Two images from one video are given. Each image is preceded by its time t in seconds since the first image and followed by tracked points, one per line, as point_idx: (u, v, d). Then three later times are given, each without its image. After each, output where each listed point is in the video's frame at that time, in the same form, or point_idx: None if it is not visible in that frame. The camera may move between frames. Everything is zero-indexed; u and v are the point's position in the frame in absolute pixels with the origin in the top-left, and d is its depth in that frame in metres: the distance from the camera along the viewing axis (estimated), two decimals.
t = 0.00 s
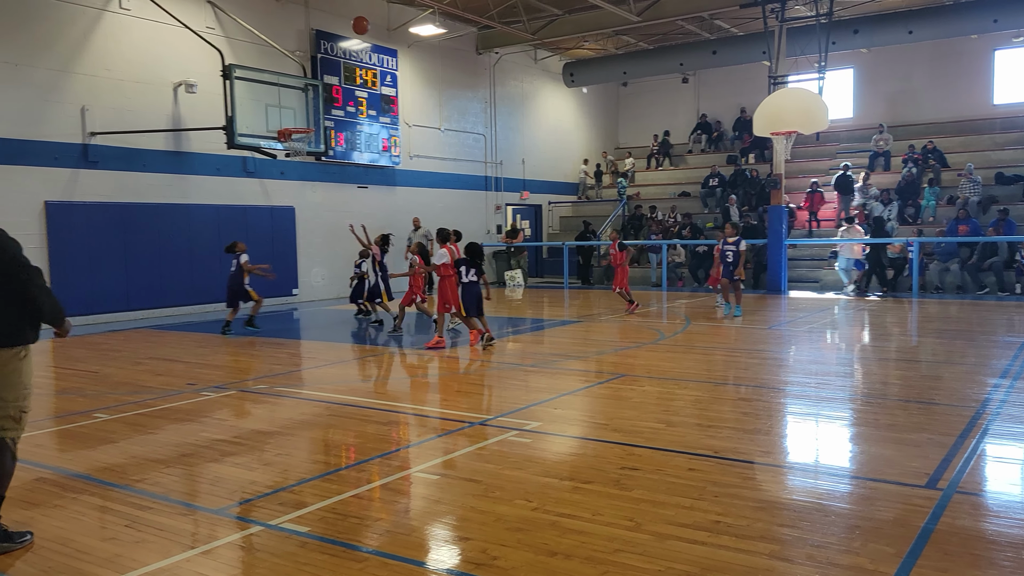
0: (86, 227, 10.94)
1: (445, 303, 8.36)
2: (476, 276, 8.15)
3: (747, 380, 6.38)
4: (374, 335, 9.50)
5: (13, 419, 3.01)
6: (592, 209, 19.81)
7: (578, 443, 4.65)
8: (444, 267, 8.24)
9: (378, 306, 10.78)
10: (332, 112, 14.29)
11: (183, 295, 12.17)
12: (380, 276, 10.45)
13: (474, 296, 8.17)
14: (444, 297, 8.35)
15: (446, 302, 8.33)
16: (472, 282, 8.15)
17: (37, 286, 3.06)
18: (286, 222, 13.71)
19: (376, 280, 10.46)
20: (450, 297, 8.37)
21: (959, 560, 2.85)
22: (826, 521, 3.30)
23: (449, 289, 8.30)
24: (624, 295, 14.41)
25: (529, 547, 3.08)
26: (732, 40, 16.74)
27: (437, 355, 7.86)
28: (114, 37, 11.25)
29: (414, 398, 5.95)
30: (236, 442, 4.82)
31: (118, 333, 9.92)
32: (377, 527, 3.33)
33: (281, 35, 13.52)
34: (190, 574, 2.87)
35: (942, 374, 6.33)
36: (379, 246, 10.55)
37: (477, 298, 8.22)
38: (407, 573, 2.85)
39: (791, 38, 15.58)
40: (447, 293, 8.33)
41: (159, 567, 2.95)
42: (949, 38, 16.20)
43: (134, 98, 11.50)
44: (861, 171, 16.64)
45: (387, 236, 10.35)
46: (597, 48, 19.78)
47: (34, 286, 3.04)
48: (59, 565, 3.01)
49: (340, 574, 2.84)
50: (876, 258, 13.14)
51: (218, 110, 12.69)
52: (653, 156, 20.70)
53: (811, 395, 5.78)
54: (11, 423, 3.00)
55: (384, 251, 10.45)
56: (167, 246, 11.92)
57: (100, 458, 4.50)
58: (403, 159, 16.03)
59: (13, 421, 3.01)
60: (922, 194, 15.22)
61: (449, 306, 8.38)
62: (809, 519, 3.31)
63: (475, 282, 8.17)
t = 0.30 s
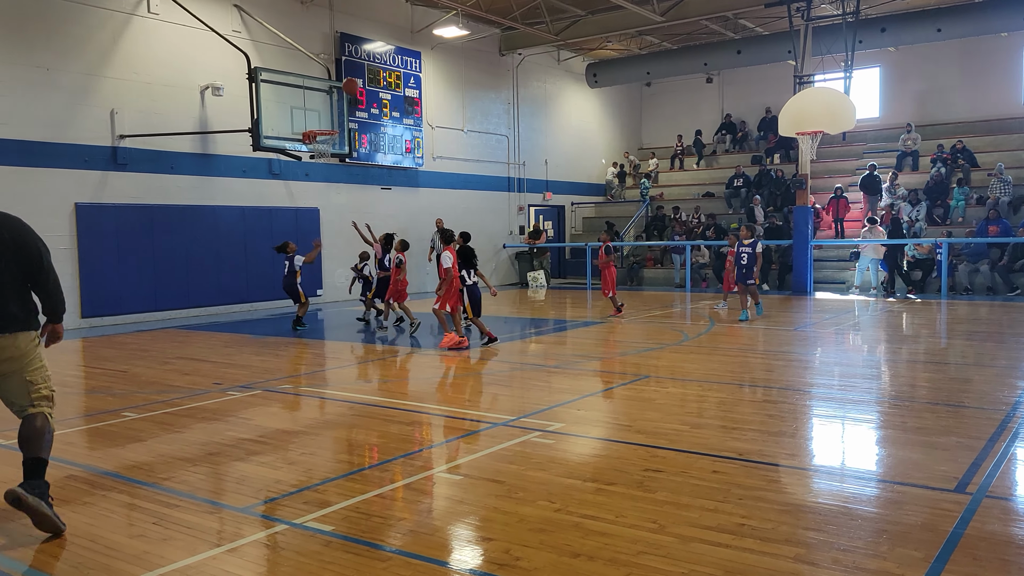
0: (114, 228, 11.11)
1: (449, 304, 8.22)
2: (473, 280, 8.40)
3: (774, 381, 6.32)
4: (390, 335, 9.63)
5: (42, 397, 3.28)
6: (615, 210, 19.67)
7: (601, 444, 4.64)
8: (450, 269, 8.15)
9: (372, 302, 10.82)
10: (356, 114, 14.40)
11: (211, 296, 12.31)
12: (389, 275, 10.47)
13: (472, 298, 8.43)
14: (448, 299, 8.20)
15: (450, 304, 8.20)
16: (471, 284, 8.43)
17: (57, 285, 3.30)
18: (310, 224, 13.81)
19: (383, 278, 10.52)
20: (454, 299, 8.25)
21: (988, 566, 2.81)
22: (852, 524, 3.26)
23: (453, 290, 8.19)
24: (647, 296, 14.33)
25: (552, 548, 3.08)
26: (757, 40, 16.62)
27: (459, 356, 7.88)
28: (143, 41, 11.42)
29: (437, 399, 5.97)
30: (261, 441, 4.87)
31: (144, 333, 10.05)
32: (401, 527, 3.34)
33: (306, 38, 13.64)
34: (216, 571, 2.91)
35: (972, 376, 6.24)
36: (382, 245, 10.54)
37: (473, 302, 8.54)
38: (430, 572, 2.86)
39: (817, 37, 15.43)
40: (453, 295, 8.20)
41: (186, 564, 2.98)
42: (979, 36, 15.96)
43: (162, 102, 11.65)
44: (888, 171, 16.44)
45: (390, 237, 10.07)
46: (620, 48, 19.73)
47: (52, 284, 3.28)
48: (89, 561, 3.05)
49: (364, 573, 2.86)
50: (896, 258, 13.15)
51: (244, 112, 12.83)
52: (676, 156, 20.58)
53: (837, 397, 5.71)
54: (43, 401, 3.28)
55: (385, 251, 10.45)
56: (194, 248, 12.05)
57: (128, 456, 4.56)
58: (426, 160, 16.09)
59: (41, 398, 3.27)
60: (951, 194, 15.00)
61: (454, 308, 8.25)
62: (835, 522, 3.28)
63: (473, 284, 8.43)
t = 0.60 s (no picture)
0: (122, 229, 11.14)
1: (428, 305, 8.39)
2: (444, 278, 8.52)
3: (781, 382, 6.31)
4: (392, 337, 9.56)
5: (29, 388, 3.51)
6: (621, 210, 19.50)
7: (607, 445, 4.63)
8: (436, 271, 8.31)
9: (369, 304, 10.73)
10: (362, 116, 14.43)
11: (218, 297, 12.34)
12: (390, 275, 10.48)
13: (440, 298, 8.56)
14: (428, 302, 8.36)
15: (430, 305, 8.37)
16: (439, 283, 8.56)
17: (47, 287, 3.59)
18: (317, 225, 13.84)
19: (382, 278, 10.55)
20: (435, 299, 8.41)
21: (996, 568, 2.80)
22: (858, 526, 3.25)
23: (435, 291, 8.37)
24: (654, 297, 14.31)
25: (558, 549, 3.08)
26: (764, 40, 16.60)
27: (465, 356, 7.89)
28: (151, 42, 11.45)
29: (443, 399, 5.97)
30: (268, 442, 4.88)
31: (152, 334, 10.08)
32: (407, 527, 3.34)
33: (313, 39, 13.67)
34: (222, 571, 2.91)
35: (980, 377, 6.22)
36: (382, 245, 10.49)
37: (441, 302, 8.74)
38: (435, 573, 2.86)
39: (824, 37, 15.40)
40: (435, 296, 8.37)
41: (191, 565, 2.99)
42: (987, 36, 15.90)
43: (170, 103, 11.69)
44: (895, 171, 16.40)
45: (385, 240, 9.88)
46: (626, 49, 19.71)
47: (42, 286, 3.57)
48: (95, 561, 3.06)
49: (369, 573, 2.86)
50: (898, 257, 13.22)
51: (252, 113, 12.87)
52: (683, 157, 20.55)
53: (844, 398, 5.70)
54: (29, 392, 3.51)
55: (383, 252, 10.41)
56: (201, 249, 12.09)
57: (135, 456, 4.57)
58: (433, 161, 16.11)
59: (30, 390, 3.53)
60: (959, 194, 14.94)
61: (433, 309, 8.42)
62: (842, 524, 3.27)
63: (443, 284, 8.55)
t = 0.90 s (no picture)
0: (124, 230, 11.15)
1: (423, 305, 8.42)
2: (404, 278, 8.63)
3: (783, 383, 6.31)
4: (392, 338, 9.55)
5: (18, 388, 3.54)
6: (624, 211, 19.36)
7: (608, 446, 4.63)
8: (427, 270, 8.46)
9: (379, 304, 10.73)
10: (364, 117, 14.44)
11: (220, 297, 12.35)
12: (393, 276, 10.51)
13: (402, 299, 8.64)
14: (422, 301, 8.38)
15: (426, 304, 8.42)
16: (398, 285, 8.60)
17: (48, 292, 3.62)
18: (319, 226, 13.85)
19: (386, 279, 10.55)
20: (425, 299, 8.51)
21: (998, 569, 2.79)
22: (861, 527, 3.25)
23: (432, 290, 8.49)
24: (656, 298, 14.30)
25: (560, 550, 3.08)
26: (766, 41, 16.60)
27: (468, 357, 7.88)
28: (152, 43, 11.47)
29: (445, 401, 5.96)
30: (269, 443, 4.88)
31: (154, 335, 10.08)
32: (409, 528, 3.34)
33: (315, 40, 13.68)
34: (224, 572, 2.91)
35: (982, 378, 6.21)
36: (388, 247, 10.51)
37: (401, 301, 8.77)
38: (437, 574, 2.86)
39: (826, 38, 15.40)
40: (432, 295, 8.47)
41: (193, 565, 2.99)
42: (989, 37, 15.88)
43: (172, 104, 11.70)
44: (897, 172, 16.39)
45: (393, 239, 10.11)
46: (628, 50, 19.70)
47: (45, 290, 3.59)
48: (97, 562, 3.06)
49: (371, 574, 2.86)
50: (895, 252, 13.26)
51: (254, 114, 12.88)
52: (684, 158, 20.55)
53: (845, 399, 5.69)
54: (18, 394, 3.54)
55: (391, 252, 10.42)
56: (203, 250, 12.09)
57: (137, 457, 4.58)
58: (434, 162, 16.11)
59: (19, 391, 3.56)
60: (961, 196, 14.93)
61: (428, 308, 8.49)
62: (843, 525, 3.26)
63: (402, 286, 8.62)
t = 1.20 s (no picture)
0: (125, 230, 11.15)
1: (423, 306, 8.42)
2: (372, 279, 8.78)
3: (786, 384, 6.31)
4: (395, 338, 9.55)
5: (23, 388, 3.57)
6: (625, 212, 19.51)
7: (610, 447, 4.63)
8: (427, 273, 8.44)
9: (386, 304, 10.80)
10: (366, 117, 14.46)
11: (222, 298, 12.35)
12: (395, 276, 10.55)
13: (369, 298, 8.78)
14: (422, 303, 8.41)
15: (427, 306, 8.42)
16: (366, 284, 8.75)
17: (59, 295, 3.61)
18: (321, 227, 13.86)
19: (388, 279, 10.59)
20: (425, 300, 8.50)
21: (1000, 570, 2.79)
22: (862, 528, 3.25)
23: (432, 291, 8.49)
24: (657, 299, 14.29)
25: (561, 551, 3.07)
26: (767, 42, 16.60)
27: (471, 358, 7.87)
28: (154, 44, 11.48)
29: (446, 401, 5.96)
30: (271, 443, 4.88)
31: (155, 336, 10.09)
32: (410, 529, 3.34)
33: (317, 41, 13.69)
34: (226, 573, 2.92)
35: (984, 379, 6.21)
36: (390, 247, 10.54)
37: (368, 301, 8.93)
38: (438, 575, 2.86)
39: (827, 39, 15.43)
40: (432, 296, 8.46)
41: (195, 566, 2.99)
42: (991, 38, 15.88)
43: (174, 105, 11.72)
44: (899, 173, 16.38)
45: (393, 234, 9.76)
46: (630, 51, 19.70)
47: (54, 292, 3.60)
48: (99, 562, 3.06)
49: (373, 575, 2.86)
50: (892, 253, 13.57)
51: (255, 116, 12.89)
52: (686, 158, 20.54)
53: (847, 400, 5.70)
54: (23, 394, 3.56)
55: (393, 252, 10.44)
56: (205, 251, 12.10)
57: (139, 458, 4.58)
58: (436, 163, 16.12)
59: (23, 391, 3.58)
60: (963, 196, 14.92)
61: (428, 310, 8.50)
62: (844, 526, 3.26)
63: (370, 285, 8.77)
